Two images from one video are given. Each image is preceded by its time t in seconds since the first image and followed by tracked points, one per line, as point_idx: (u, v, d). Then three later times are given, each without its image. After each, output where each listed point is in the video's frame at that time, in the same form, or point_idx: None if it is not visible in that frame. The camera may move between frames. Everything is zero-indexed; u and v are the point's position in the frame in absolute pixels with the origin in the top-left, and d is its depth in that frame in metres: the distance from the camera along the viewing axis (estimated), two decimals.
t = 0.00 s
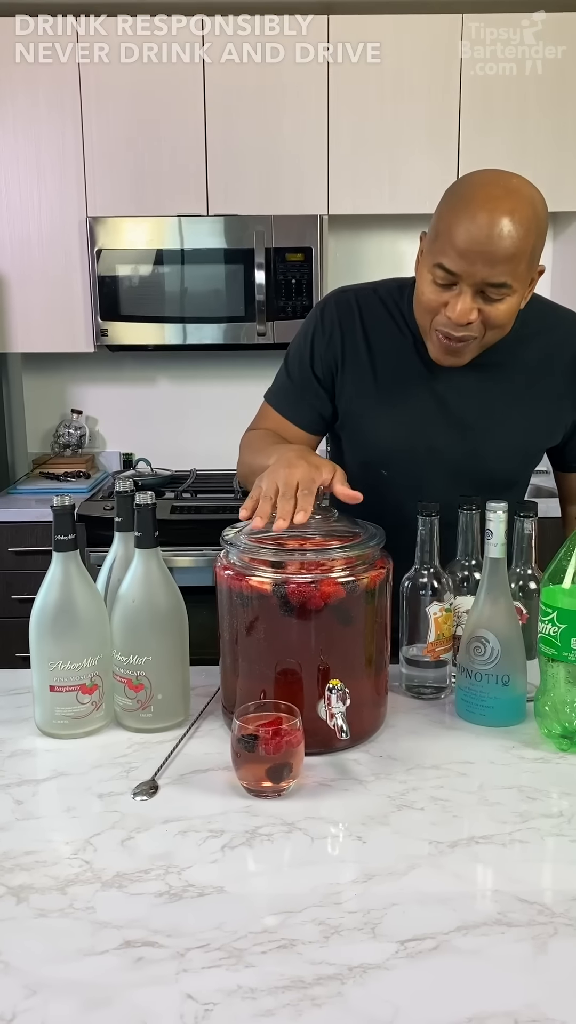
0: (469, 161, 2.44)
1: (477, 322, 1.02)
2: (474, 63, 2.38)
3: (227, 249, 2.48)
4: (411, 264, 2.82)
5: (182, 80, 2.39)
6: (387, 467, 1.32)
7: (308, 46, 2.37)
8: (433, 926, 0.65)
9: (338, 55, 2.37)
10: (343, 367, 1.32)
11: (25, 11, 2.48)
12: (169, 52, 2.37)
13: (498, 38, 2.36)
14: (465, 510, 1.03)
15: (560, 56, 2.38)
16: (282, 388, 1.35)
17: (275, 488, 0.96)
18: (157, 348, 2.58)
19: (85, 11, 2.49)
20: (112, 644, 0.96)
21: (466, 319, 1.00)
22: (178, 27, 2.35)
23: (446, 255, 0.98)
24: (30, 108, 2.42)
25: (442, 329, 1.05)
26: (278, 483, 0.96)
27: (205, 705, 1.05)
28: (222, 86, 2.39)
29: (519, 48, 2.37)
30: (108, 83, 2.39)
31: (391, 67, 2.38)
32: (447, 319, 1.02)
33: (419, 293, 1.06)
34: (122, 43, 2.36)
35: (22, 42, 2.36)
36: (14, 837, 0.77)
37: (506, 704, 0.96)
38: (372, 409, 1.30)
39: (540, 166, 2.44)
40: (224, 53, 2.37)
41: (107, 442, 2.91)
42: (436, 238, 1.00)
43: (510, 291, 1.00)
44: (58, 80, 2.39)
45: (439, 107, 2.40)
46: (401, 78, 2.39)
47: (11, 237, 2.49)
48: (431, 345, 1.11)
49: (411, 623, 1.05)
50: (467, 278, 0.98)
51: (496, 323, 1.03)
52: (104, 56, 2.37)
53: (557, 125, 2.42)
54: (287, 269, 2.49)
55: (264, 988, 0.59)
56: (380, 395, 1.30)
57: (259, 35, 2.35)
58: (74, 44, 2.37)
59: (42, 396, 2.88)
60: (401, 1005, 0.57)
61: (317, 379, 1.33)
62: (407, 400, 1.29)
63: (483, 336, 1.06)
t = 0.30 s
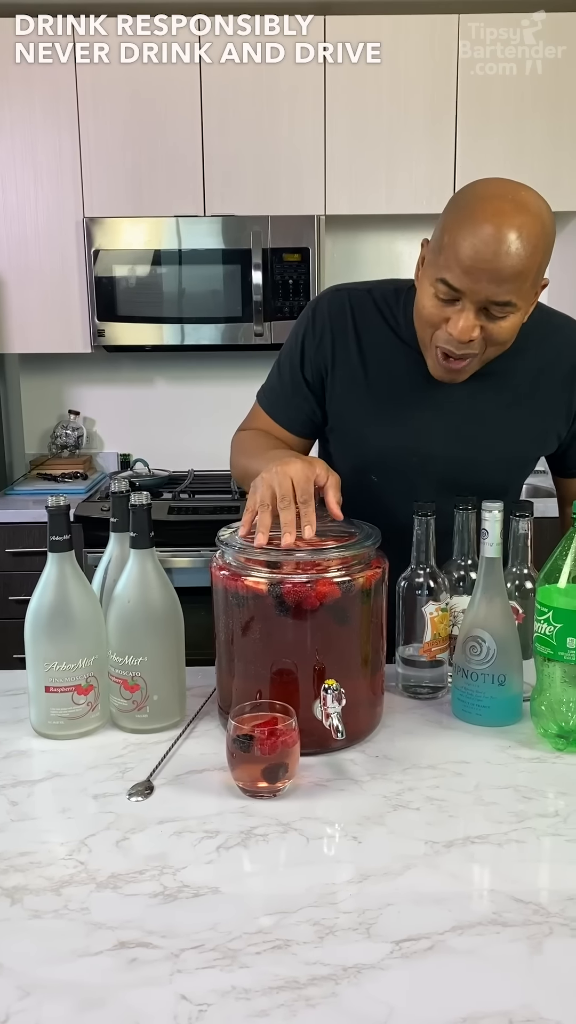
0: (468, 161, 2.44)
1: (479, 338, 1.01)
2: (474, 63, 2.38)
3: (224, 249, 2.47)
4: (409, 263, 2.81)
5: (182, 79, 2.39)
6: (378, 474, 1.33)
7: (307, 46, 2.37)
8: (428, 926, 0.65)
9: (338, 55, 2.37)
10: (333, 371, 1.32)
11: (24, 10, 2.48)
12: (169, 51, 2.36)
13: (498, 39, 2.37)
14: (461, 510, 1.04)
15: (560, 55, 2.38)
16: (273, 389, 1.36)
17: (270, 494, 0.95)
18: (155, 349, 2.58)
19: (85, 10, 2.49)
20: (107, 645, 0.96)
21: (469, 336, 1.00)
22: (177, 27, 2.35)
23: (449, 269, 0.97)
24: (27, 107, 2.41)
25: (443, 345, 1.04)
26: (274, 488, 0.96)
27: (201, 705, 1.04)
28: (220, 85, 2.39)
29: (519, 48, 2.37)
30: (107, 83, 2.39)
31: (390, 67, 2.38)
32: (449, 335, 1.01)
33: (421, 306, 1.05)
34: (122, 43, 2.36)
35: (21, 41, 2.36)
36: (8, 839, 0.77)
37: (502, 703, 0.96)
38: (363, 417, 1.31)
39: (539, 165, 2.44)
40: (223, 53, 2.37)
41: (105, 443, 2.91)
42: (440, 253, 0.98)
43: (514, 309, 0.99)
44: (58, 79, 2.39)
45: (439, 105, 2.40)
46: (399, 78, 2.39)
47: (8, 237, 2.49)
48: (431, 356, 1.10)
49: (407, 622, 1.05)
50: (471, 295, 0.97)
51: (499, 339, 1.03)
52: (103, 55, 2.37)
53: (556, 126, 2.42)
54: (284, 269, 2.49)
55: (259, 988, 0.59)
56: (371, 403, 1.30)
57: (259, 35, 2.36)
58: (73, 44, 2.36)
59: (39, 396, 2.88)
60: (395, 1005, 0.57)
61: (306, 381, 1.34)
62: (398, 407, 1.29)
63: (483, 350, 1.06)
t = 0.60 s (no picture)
0: (467, 160, 2.43)
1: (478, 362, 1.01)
2: (474, 63, 2.38)
3: (223, 248, 2.47)
4: (408, 263, 2.81)
5: (182, 79, 2.39)
6: (370, 485, 1.33)
7: (306, 45, 2.36)
8: (421, 926, 0.65)
9: (338, 54, 2.37)
10: (324, 384, 1.32)
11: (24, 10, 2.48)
12: (169, 51, 2.36)
13: (498, 39, 2.37)
14: (457, 510, 1.04)
15: (560, 55, 2.38)
16: (262, 402, 1.38)
17: (268, 489, 0.97)
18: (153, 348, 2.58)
19: (85, 10, 2.49)
20: (103, 645, 0.96)
21: (467, 361, 0.99)
22: (177, 27, 2.35)
23: (450, 294, 0.95)
24: (26, 106, 2.41)
25: (441, 367, 1.04)
26: (270, 484, 0.97)
27: (196, 705, 1.04)
28: (218, 84, 2.39)
29: (519, 48, 2.37)
30: (106, 83, 2.39)
31: (390, 67, 2.38)
32: (448, 359, 1.01)
33: (420, 325, 1.04)
34: (122, 43, 2.36)
35: (22, 42, 2.37)
36: (2, 839, 0.77)
37: (497, 703, 0.96)
38: (354, 431, 1.31)
39: (538, 166, 2.44)
40: (223, 53, 2.37)
41: (103, 442, 2.91)
42: (440, 275, 0.97)
43: (513, 334, 0.98)
44: (57, 78, 2.39)
45: (438, 105, 2.40)
46: (398, 78, 2.39)
47: (6, 236, 2.49)
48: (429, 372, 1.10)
49: (403, 621, 1.05)
50: (471, 321, 0.96)
51: (498, 363, 1.02)
52: (103, 55, 2.37)
53: (556, 125, 2.42)
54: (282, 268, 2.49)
55: (251, 988, 0.59)
56: (363, 418, 1.30)
57: (259, 35, 2.36)
58: (73, 44, 2.36)
59: (37, 396, 2.88)
60: (387, 1005, 0.57)
61: (295, 394, 1.35)
62: (389, 422, 1.28)
63: (482, 371, 1.05)
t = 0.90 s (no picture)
0: (468, 160, 2.43)
1: (477, 325, 0.98)
2: (474, 63, 2.37)
3: (224, 247, 2.47)
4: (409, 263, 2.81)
5: (182, 79, 2.38)
6: (370, 479, 1.32)
7: (307, 44, 2.36)
8: (420, 928, 0.64)
9: (338, 55, 2.36)
10: (319, 379, 1.31)
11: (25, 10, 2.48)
12: (169, 51, 2.36)
13: (498, 38, 2.36)
14: (457, 510, 1.04)
15: (560, 55, 2.37)
16: (256, 401, 1.38)
17: (264, 487, 0.96)
18: (154, 347, 2.57)
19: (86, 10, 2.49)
20: (102, 644, 0.95)
21: (467, 322, 0.97)
22: (177, 27, 2.34)
23: (440, 256, 0.95)
24: (27, 105, 2.41)
25: (440, 337, 1.01)
26: (266, 483, 0.96)
27: (196, 705, 1.04)
28: (220, 83, 2.39)
29: (519, 48, 2.36)
30: (104, 84, 2.39)
31: (391, 67, 2.38)
32: (446, 325, 0.98)
33: (410, 304, 1.03)
34: (122, 43, 2.36)
35: (21, 41, 2.36)
36: (1, 839, 0.77)
37: (497, 703, 0.96)
38: (352, 422, 1.30)
39: (538, 166, 2.43)
40: (224, 53, 2.36)
41: (104, 441, 2.91)
42: (427, 241, 0.97)
43: (508, 291, 0.97)
44: (58, 78, 2.39)
45: (436, 106, 2.40)
46: (400, 76, 2.38)
47: (7, 235, 2.49)
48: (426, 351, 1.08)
49: (403, 622, 1.05)
50: (466, 279, 0.95)
51: (497, 326, 1.00)
52: (103, 55, 2.37)
53: (558, 124, 2.41)
54: (283, 268, 2.48)
55: (249, 990, 0.59)
56: (360, 408, 1.29)
57: (259, 35, 2.36)
58: (73, 43, 2.36)
59: (38, 394, 2.88)
60: (386, 1007, 0.57)
61: (289, 392, 1.35)
62: (386, 409, 1.28)
63: (482, 340, 1.03)
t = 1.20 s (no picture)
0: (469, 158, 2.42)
1: (458, 226, 1.15)
2: (474, 63, 2.37)
3: (226, 246, 2.46)
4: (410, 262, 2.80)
5: (182, 79, 2.38)
6: (367, 448, 1.32)
7: (308, 44, 2.35)
8: (421, 927, 0.64)
9: (338, 55, 2.36)
10: (310, 351, 1.33)
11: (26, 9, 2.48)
12: (169, 51, 2.36)
13: (498, 38, 2.35)
14: (459, 509, 1.04)
15: (560, 55, 2.37)
16: (248, 390, 1.41)
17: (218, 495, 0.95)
18: (156, 344, 2.57)
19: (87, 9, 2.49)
20: (103, 642, 0.95)
21: (447, 221, 1.14)
22: (177, 27, 2.35)
23: (412, 167, 1.14)
24: (29, 103, 2.41)
25: (425, 245, 1.16)
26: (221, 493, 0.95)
27: (197, 703, 1.04)
28: (222, 82, 2.38)
29: (519, 48, 2.36)
30: (105, 81, 2.39)
31: (391, 66, 2.37)
32: (429, 228, 1.15)
33: (390, 232, 1.20)
34: (122, 43, 2.36)
35: (21, 41, 2.36)
36: (1, 836, 0.77)
37: (498, 702, 0.95)
38: (346, 391, 1.31)
39: (539, 165, 2.43)
40: (223, 53, 2.36)
41: (105, 439, 2.91)
42: (396, 167, 1.17)
43: (477, 195, 1.16)
44: (59, 78, 2.39)
45: (436, 104, 2.39)
46: (403, 75, 2.38)
47: (9, 233, 2.49)
48: (411, 273, 1.20)
49: (404, 621, 1.05)
50: (438, 183, 1.14)
51: (475, 232, 1.17)
52: (103, 55, 2.36)
53: (561, 123, 2.40)
54: (285, 267, 2.48)
55: (250, 989, 0.58)
56: (353, 375, 1.31)
57: (259, 35, 2.35)
58: (73, 43, 2.36)
59: (40, 392, 2.88)
60: (386, 1006, 0.57)
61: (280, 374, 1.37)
62: (379, 373, 1.30)
63: (464, 251, 1.18)
